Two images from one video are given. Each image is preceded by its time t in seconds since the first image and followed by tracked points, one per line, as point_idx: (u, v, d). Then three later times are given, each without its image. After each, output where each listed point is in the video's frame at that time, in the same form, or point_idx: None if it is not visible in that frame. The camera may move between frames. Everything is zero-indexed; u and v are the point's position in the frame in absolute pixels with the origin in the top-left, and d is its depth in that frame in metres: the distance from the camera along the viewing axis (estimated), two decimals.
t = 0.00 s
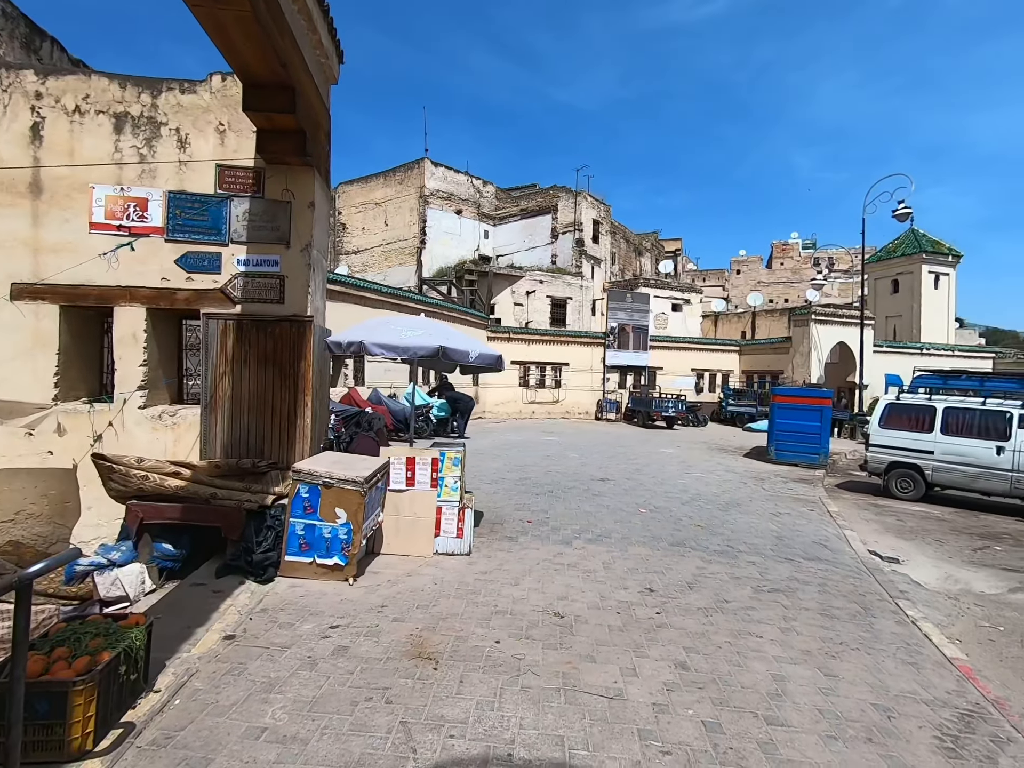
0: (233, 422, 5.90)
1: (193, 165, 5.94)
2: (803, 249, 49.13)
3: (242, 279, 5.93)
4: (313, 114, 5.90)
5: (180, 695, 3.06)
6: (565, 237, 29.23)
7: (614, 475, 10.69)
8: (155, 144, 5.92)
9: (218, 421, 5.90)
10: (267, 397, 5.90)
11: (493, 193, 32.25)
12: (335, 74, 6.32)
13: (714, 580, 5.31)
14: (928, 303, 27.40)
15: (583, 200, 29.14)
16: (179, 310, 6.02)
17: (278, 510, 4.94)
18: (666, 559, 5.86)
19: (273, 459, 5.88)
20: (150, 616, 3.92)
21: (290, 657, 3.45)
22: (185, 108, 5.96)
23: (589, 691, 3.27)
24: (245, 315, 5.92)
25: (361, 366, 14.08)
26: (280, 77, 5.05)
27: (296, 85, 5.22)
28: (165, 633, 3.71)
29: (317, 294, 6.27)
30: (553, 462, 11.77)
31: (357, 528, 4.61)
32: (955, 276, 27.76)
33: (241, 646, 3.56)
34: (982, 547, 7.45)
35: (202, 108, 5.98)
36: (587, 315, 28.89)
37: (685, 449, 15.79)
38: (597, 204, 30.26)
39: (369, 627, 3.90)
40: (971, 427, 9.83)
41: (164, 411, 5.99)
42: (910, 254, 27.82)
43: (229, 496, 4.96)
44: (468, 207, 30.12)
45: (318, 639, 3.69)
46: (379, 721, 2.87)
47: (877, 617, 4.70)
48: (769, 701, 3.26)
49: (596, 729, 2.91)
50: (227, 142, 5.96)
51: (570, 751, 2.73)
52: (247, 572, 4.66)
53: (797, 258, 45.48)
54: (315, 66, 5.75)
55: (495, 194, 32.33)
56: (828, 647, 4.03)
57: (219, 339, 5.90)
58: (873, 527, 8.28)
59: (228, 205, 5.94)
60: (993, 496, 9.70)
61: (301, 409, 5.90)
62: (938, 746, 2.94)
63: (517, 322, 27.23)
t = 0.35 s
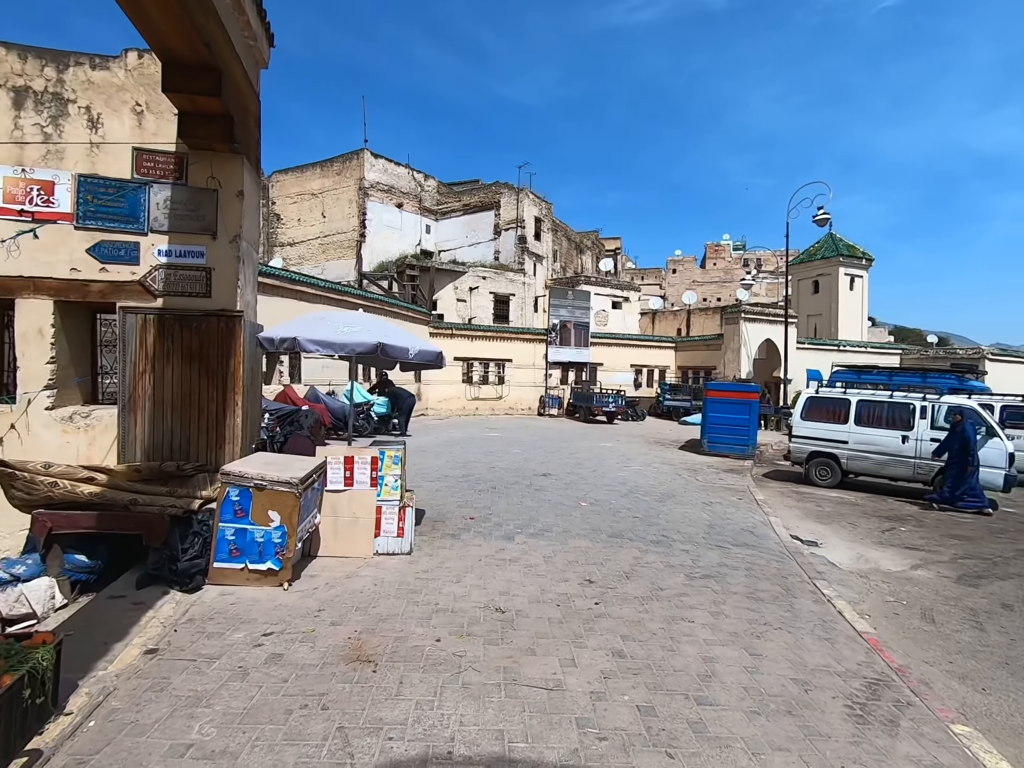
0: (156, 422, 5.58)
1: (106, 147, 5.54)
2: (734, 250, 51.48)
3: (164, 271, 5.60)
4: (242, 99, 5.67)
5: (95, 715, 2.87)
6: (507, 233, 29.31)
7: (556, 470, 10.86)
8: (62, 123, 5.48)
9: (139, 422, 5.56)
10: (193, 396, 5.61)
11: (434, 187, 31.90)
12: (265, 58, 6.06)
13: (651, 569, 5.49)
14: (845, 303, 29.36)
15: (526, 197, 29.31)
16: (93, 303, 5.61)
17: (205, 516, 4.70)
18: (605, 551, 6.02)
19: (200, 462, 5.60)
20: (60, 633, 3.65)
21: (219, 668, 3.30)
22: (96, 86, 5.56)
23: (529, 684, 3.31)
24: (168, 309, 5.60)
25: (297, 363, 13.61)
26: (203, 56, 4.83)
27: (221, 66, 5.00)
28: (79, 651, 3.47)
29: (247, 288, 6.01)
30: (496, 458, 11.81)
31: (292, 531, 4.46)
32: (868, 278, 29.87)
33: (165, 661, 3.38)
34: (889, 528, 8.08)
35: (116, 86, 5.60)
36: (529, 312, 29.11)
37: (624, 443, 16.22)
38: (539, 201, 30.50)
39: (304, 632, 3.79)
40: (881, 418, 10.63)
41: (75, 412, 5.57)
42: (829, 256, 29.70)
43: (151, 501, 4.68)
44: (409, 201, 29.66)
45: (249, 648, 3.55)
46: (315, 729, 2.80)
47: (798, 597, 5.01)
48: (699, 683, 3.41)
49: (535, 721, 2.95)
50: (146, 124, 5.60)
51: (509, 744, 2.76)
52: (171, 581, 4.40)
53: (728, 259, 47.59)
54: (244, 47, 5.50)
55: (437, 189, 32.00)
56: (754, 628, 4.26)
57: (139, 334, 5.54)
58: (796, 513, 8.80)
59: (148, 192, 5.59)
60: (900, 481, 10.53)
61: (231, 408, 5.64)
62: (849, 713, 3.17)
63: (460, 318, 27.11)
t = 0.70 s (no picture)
0: (95, 423, 5.30)
1: (39, 132, 5.24)
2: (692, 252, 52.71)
3: (103, 264, 5.34)
4: (189, 86, 5.46)
5: (23, 737, 2.70)
6: (469, 231, 29.20)
7: (517, 469, 10.88)
8: None
9: (75, 423, 5.27)
10: (135, 396, 5.36)
11: (395, 183, 31.49)
12: (214, 46, 5.88)
13: (608, 566, 5.56)
14: (796, 305, 30.47)
15: (488, 195, 29.28)
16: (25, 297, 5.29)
17: (148, 521, 4.44)
18: (564, 549, 6.06)
19: (144, 464, 5.36)
20: None
21: (161, 682, 3.16)
22: (28, 67, 5.26)
23: (485, 685, 3.30)
24: (108, 304, 5.33)
25: (252, 361, 13.20)
26: (145, 40, 4.64)
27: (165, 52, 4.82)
28: (6, 668, 3.27)
29: (194, 283, 5.79)
30: (457, 458, 11.75)
31: (242, 536, 4.32)
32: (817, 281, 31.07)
33: (102, 675, 3.22)
34: (834, 521, 8.42)
35: (50, 68, 5.32)
36: (491, 311, 29.07)
37: (585, 442, 16.40)
38: (501, 200, 30.50)
39: (254, 640, 3.68)
40: (829, 416, 11.08)
41: (4, 414, 5.23)
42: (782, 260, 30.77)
43: (89, 507, 4.43)
44: (369, 197, 29.21)
45: (195, 659, 3.42)
46: (263, 740, 2.72)
47: (748, 590, 5.17)
48: (652, 677, 3.47)
49: (491, 722, 2.95)
50: (83, 108, 5.32)
51: (464, 747, 2.74)
52: (111, 591, 4.20)
53: (686, 261, 48.75)
54: (191, 34, 5.32)
55: (398, 185, 31.63)
56: (706, 622, 4.37)
57: (76, 330, 5.25)
58: (748, 508, 9.08)
59: (85, 182, 5.32)
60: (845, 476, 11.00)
61: (177, 408, 5.43)
62: (794, 702, 3.28)
63: (421, 316, 26.87)
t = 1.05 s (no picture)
0: (53, 422, 5.12)
1: None
2: (667, 252, 53.33)
3: (62, 256, 5.16)
4: (153, 74, 5.31)
5: None
6: (446, 228, 29.04)
7: (493, 467, 10.87)
8: None
9: (32, 422, 5.09)
10: (96, 393, 5.19)
11: (371, 178, 31.14)
12: (180, 33, 5.74)
13: (581, 563, 5.60)
14: (767, 305, 31.09)
15: (465, 192, 29.17)
16: None
17: (110, 521, 4.28)
18: (538, 546, 6.09)
19: (106, 464, 5.19)
20: None
21: (122, 687, 3.08)
22: None
23: (456, 683, 3.30)
24: (67, 298, 5.15)
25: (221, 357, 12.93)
26: (105, 23, 4.52)
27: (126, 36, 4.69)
28: None
29: (159, 277, 5.64)
30: (433, 456, 11.69)
31: (209, 537, 4.23)
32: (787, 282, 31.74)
33: (60, 681, 3.12)
34: (801, 516, 8.63)
35: (6, 53, 5.17)
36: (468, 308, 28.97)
37: (560, 439, 16.48)
38: (478, 197, 30.40)
39: (221, 642, 3.61)
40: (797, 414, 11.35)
41: None
42: (754, 260, 31.35)
43: (47, 509, 4.25)
44: (343, 191, 28.87)
45: (158, 662, 3.34)
46: (228, 743, 2.67)
47: (717, 584, 5.27)
48: (622, 671, 3.51)
49: (461, 720, 2.94)
50: (40, 94, 5.13)
51: (434, 745, 2.74)
52: (71, 595, 4.06)
53: (661, 261, 49.30)
54: (155, 21, 5.18)
55: (373, 180, 31.30)
56: (676, 616, 4.44)
57: (33, 326, 5.07)
58: (719, 504, 9.25)
59: (42, 171, 5.13)
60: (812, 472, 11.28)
61: (141, 405, 5.28)
62: (759, 692, 3.36)
63: (397, 313, 26.65)
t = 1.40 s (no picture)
0: (9, 424, 4.94)
1: None
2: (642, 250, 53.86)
3: (17, 252, 4.96)
4: (113, 63, 5.16)
5: None
6: (421, 225, 28.83)
7: (469, 464, 10.85)
8: None
9: None
10: (55, 393, 5.02)
11: (344, 174, 30.73)
12: (142, 22, 5.58)
13: (557, 559, 5.63)
14: (738, 303, 31.66)
15: (440, 189, 29.01)
16: None
17: (71, 526, 4.24)
18: (514, 543, 6.10)
19: (65, 466, 5.02)
20: None
21: (84, 695, 2.99)
22: None
23: (430, 681, 3.28)
24: (23, 294, 4.96)
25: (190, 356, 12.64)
26: (61, 11, 4.38)
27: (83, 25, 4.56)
28: None
29: (121, 273, 5.47)
30: (408, 454, 11.61)
31: (176, 540, 4.13)
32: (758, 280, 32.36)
33: (19, 691, 3.02)
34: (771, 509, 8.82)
35: None
36: (444, 306, 28.83)
37: (536, 436, 16.52)
38: (453, 194, 30.25)
39: (189, 647, 3.53)
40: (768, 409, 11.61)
41: None
42: (725, 259, 31.88)
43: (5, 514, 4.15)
44: (316, 187, 28.45)
45: (123, 669, 3.25)
46: (196, 750, 2.62)
47: (689, 577, 5.35)
48: (596, 665, 3.55)
49: (435, 718, 2.94)
50: None
51: (408, 744, 2.73)
52: (29, 602, 3.92)
53: (635, 259, 49.77)
54: (115, 8, 5.03)
55: (347, 176, 30.90)
56: (649, 610, 4.50)
57: None
58: (692, 499, 9.39)
59: None
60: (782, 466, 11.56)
61: (104, 406, 5.12)
62: (729, 682, 3.43)
63: (372, 311, 26.37)
